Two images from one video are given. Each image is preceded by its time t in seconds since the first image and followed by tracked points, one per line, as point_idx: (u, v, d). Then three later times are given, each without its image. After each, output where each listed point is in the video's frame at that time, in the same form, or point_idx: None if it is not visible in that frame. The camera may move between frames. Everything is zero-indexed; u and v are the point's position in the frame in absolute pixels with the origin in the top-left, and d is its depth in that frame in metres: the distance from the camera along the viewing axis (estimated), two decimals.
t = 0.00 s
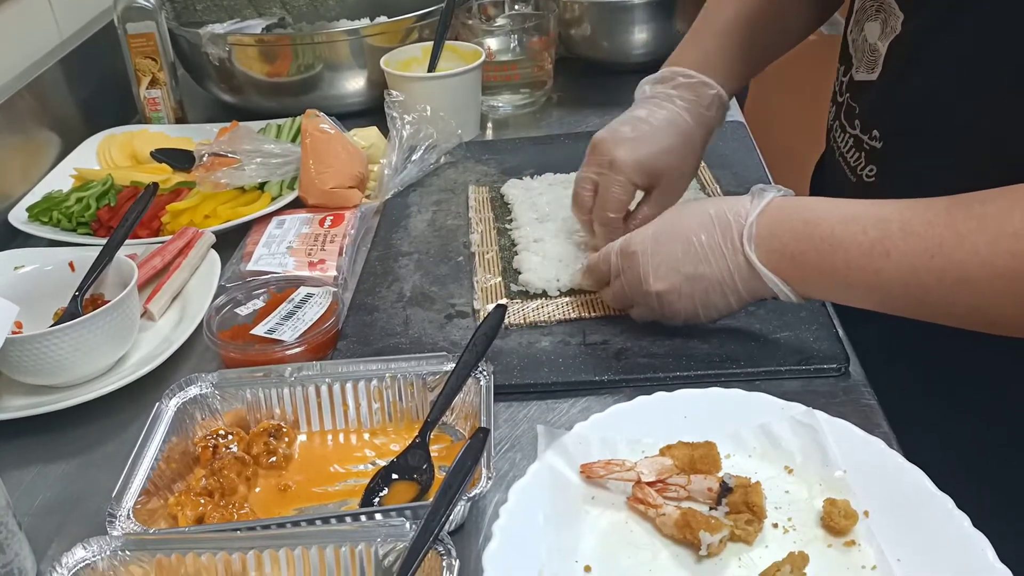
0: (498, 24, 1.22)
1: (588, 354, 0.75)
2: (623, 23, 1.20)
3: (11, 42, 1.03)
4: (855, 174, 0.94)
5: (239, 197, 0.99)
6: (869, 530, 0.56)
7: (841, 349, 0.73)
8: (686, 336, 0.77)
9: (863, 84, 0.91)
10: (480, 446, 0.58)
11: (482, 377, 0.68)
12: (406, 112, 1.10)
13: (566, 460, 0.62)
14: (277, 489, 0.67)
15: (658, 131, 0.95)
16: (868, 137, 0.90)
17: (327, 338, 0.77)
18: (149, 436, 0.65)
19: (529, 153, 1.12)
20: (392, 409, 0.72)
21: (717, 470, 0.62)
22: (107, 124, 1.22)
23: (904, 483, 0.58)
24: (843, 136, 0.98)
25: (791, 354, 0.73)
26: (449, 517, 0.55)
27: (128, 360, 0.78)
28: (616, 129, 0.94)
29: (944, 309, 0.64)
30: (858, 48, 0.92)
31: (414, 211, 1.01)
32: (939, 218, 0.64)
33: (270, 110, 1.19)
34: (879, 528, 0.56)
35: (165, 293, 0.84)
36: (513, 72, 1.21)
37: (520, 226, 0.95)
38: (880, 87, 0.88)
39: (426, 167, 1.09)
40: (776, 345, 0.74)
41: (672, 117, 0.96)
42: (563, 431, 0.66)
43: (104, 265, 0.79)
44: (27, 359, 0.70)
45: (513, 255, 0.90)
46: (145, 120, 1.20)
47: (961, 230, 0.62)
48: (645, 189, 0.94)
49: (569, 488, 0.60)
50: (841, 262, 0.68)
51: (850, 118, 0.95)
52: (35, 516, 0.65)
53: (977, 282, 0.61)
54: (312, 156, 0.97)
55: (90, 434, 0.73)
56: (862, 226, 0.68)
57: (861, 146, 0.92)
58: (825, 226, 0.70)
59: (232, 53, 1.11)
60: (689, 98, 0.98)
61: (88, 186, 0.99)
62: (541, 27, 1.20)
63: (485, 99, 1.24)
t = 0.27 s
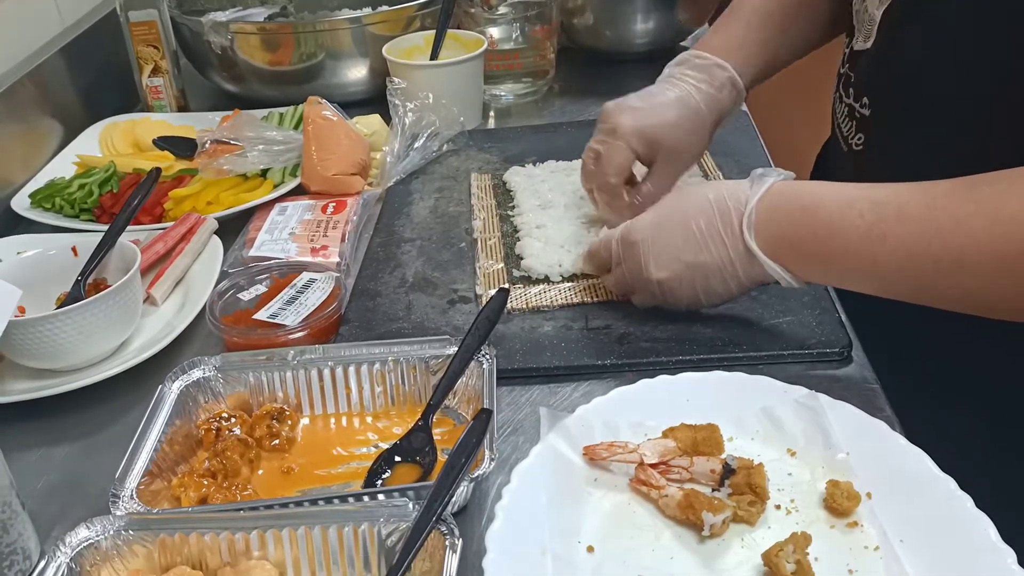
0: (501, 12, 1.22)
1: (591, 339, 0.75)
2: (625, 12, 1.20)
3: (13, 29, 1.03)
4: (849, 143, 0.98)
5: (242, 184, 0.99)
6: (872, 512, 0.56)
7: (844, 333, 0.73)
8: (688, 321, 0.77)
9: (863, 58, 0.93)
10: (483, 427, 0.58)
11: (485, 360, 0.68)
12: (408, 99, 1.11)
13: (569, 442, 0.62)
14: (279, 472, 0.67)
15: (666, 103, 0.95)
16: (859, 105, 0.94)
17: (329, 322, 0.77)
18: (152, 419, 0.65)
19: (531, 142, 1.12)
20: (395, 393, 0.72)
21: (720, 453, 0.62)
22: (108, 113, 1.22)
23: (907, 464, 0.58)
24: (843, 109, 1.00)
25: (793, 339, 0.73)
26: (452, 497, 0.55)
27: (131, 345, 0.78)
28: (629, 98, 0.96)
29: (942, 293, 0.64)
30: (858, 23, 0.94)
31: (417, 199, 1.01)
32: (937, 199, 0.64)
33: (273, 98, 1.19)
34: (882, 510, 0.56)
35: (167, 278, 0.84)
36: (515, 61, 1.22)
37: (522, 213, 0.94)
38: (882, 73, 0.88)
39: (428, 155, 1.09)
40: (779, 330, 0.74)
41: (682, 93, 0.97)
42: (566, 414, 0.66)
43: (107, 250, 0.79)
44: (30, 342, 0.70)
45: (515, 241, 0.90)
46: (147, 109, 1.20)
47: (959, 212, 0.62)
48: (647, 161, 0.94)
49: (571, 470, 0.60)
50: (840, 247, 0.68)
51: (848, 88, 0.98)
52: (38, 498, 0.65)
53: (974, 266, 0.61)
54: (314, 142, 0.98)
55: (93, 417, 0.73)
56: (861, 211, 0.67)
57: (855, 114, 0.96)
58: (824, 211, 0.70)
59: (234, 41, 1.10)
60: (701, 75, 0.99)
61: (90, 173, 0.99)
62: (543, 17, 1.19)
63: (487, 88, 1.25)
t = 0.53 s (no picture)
0: (506, 5, 1.22)
1: (595, 331, 0.75)
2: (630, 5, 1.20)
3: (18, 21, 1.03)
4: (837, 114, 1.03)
5: (246, 176, 0.99)
6: (876, 504, 0.56)
7: (848, 326, 0.73)
8: (692, 313, 0.77)
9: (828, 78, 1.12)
10: (488, 417, 0.58)
11: (489, 352, 0.68)
12: (412, 91, 1.10)
13: (573, 433, 0.62)
14: (284, 463, 0.67)
15: None
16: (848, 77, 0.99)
17: (333, 314, 0.77)
18: (157, 409, 0.65)
19: (536, 135, 1.12)
20: (399, 384, 0.72)
21: (724, 444, 0.62)
22: (113, 106, 1.22)
23: (912, 456, 0.58)
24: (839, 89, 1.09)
25: (798, 331, 0.73)
26: (456, 488, 0.55)
27: (135, 337, 0.78)
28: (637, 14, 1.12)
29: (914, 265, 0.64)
30: None
31: (421, 191, 1.01)
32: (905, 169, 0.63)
33: (277, 91, 1.19)
34: (886, 502, 0.56)
35: (172, 270, 0.84)
36: (519, 54, 1.22)
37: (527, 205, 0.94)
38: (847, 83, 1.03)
39: (432, 147, 1.09)
40: (784, 322, 0.74)
41: None
42: (570, 405, 0.66)
43: (111, 241, 0.80)
44: (35, 332, 0.70)
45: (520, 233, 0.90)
46: (152, 102, 1.21)
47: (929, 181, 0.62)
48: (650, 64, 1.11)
49: (575, 461, 0.60)
50: (814, 224, 0.67)
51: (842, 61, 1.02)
52: (44, 488, 0.65)
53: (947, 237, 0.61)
54: (318, 135, 0.98)
55: (98, 408, 0.73)
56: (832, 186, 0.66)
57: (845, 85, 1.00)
58: (793, 186, 0.69)
59: (238, 34, 1.10)
60: None
61: (95, 165, 0.99)
62: (548, 10, 1.19)
63: (492, 81, 1.25)
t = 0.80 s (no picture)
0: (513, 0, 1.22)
1: (601, 324, 0.76)
2: None
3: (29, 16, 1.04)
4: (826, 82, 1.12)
5: (255, 170, 1.00)
6: (881, 495, 0.56)
7: (855, 319, 0.73)
8: (699, 306, 0.77)
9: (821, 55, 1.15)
10: (496, 408, 0.59)
11: (497, 344, 0.69)
12: (420, 87, 1.11)
13: (581, 424, 0.62)
14: (294, 453, 0.68)
15: None
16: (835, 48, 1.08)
17: (342, 307, 0.78)
18: (169, 400, 0.66)
19: (543, 129, 1.12)
20: (408, 376, 0.73)
21: (730, 436, 0.62)
22: (122, 100, 1.23)
23: (917, 448, 0.58)
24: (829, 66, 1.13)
25: (805, 324, 0.73)
26: (465, 478, 0.56)
27: (146, 329, 0.79)
28: None
29: (894, 233, 0.62)
30: None
31: (429, 185, 1.01)
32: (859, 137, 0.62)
33: (285, 86, 1.20)
34: (891, 493, 0.56)
35: (182, 263, 0.85)
36: (527, 48, 1.22)
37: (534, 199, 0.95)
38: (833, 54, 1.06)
39: (440, 142, 1.09)
40: (790, 316, 0.75)
41: None
42: (577, 397, 0.67)
43: (123, 234, 0.80)
44: (48, 324, 0.70)
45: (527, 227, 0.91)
46: (161, 96, 1.21)
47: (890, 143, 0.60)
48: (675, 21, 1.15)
49: (582, 452, 0.61)
50: (785, 201, 0.66)
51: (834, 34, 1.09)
52: (57, 477, 0.66)
53: (919, 197, 0.59)
54: (327, 129, 0.99)
55: (110, 398, 0.74)
56: (786, 167, 0.65)
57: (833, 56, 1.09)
58: (755, 166, 0.67)
59: (247, 29, 1.11)
60: None
61: (105, 159, 1.00)
62: (555, 5, 1.19)
63: (499, 76, 1.25)
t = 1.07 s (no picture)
0: None
1: (604, 321, 0.76)
2: None
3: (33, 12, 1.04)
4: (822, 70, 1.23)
5: (259, 167, 1.00)
6: (883, 493, 0.56)
7: (858, 317, 0.73)
8: (701, 303, 0.77)
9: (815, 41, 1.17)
10: (498, 405, 0.59)
11: (500, 341, 0.69)
12: (424, 84, 1.11)
13: (583, 422, 0.62)
14: (296, 450, 0.68)
15: None
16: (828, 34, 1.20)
17: (345, 304, 0.78)
18: (172, 396, 0.66)
19: (547, 127, 1.12)
20: (410, 373, 0.73)
21: (733, 434, 0.62)
22: (127, 97, 1.23)
23: (920, 446, 0.58)
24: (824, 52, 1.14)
25: (808, 323, 0.73)
26: (467, 475, 0.56)
27: (149, 326, 0.79)
28: None
29: (916, 172, 0.76)
30: None
31: (432, 182, 1.01)
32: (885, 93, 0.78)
33: (289, 83, 1.20)
34: (894, 491, 0.56)
35: (186, 259, 0.85)
36: (531, 46, 1.23)
37: (537, 197, 0.95)
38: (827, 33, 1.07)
39: (443, 139, 1.09)
40: (793, 314, 0.74)
41: None
42: (580, 394, 0.67)
43: (127, 231, 0.80)
44: (52, 320, 0.71)
45: (530, 225, 0.91)
46: (164, 93, 1.22)
47: (902, 100, 0.75)
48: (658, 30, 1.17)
49: (585, 450, 0.61)
50: (840, 147, 0.81)
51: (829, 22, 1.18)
52: (60, 473, 0.66)
53: (932, 140, 0.73)
54: (330, 126, 0.99)
55: (114, 395, 0.74)
56: (834, 117, 0.82)
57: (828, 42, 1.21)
58: (820, 119, 0.84)
59: (251, 26, 1.11)
60: None
61: (109, 156, 1.00)
62: (559, 2, 1.19)
63: (503, 73, 1.25)
